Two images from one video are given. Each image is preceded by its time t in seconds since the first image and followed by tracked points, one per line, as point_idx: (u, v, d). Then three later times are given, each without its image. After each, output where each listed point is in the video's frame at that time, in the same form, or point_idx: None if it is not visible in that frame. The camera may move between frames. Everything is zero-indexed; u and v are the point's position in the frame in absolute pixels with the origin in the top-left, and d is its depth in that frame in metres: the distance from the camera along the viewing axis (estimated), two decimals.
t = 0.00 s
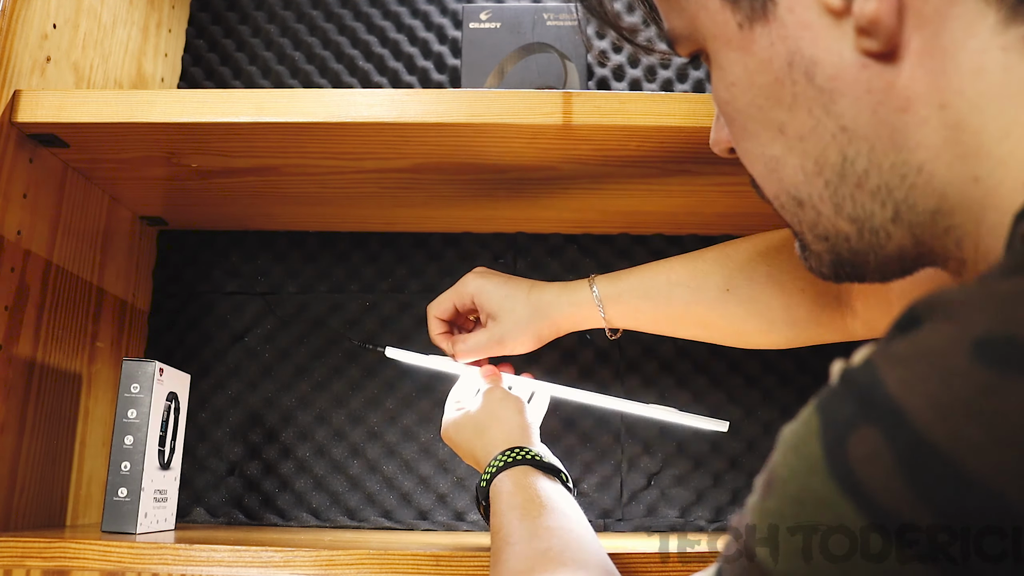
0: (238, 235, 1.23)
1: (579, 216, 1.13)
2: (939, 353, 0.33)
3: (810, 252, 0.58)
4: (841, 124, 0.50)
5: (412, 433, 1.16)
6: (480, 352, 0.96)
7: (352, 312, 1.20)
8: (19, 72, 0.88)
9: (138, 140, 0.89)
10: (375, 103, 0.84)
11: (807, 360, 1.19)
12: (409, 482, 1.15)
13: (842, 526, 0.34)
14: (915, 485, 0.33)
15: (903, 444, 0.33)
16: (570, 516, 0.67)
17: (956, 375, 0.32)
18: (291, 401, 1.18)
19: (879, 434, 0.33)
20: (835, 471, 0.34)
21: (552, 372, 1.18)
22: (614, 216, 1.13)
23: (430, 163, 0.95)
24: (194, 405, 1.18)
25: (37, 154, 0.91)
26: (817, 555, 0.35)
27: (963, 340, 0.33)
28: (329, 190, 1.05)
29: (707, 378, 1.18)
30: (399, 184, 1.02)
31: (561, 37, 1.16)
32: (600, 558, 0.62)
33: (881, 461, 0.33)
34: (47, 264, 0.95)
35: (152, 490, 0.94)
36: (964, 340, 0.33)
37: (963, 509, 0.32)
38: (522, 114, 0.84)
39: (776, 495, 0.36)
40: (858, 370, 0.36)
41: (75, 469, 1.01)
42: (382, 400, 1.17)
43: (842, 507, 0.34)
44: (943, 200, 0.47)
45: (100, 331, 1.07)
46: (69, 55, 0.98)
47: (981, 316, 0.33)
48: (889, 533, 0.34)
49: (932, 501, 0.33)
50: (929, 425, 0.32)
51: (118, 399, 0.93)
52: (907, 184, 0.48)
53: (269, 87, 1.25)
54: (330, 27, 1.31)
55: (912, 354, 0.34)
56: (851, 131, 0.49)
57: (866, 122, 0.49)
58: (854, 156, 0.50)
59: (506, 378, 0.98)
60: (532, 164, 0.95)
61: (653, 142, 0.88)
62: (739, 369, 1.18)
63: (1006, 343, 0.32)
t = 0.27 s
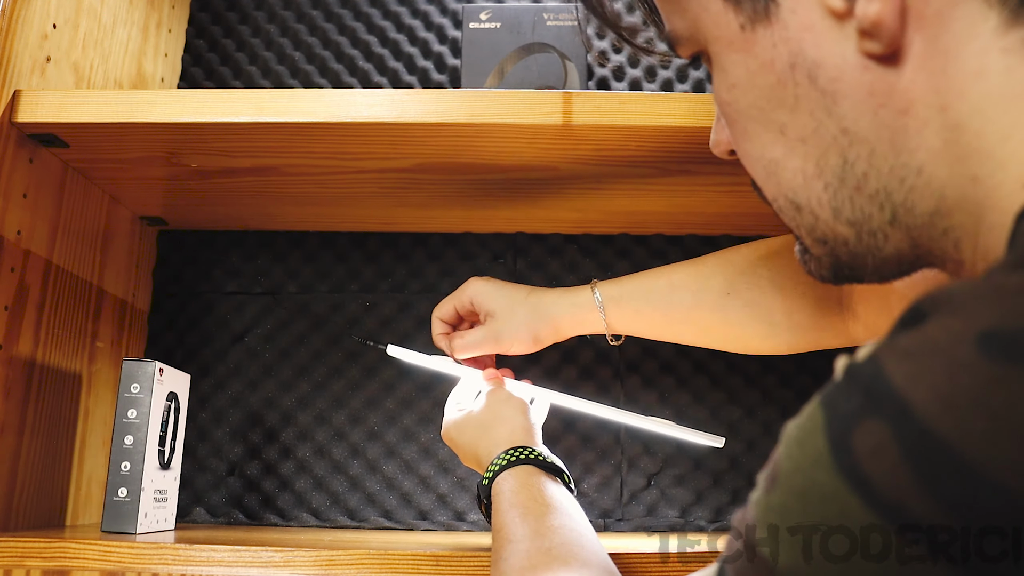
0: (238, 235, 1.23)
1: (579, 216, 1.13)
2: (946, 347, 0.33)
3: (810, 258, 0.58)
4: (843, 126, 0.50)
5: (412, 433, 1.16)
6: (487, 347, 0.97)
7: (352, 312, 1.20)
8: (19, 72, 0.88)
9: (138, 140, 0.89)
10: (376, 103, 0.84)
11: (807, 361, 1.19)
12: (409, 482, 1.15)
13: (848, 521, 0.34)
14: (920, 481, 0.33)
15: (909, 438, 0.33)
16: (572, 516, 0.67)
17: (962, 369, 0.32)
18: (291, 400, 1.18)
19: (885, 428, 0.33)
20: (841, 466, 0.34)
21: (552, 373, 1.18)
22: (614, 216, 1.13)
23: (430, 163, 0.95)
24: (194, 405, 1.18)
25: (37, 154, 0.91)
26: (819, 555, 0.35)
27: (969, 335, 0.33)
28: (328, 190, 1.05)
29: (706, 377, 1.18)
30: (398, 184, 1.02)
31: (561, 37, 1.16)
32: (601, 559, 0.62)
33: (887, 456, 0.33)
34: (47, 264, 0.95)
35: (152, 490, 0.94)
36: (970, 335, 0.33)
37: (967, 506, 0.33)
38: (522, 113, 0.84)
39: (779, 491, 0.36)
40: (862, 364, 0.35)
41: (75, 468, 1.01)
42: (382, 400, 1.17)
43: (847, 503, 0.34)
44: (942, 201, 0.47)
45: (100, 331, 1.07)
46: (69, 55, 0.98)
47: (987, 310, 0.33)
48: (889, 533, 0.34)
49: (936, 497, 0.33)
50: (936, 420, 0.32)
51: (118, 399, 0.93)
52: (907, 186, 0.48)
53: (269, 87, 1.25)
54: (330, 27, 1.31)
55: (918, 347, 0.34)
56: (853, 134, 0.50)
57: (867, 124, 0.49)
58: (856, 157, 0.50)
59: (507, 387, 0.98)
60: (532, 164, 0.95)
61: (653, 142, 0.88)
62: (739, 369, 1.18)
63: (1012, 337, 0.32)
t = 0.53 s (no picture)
0: (238, 235, 1.23)
1: (579, 216, 1.13)
2: (944, 348, 0.33)
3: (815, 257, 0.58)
4: (839, 125, 0.49)
5: (412, 433, 1.16)
6: (503, 330, 0.97)
7: (352, 312, 1.20)
8: (19, 72, 0.88)
9: (138, 140, 0.89)
10: (375, 103, 0.84)
11: (807, 361, 1.19)
12: (409, 483, 1.14)
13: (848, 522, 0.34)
14: (919, 482, 0.33)
15: (907, 439, 0.33)
16: (572, 516, 0.67)
17: (960, 370, 0.32)
18: (291, 401, 1.18)
19: (882, 429, 0.33)
20: (839, 467, 0.34)
21: (552, 372, 1.17)
22: (614, 216, 1.13)
23: (429, 163, 0.95)
24: (194, 405, 1.18)
25: (37, 154, 0.91)
26: (819, 556, 0.35)
27: (968, 336, 0.33)
28: (328, 190, 1.05)
29: (706, 376, 1.18)
30: (398, 184, 1.02)
31: (561, 36, 1.16)
32: (601, 558, 0.62)
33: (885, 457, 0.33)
34: (47, 264, 0.95)
35: (152, 490, 0.94)
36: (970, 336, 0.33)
37: (967, 509, 0.33)
38: (522, 113, 0.84)
39: (778, 491, 0.36)
40: (862, 365, 0.35)
41: (75, 468, 1.01)
42: (382, 400, 1.17)
43: (845, 504, 0.34)
44: (942, 198, 0.45)
45: (100, 331, 1.07)
46: (69, 55, 0.98)
47: (988, 311, 0.33)
48: (888, 533, 0.34)
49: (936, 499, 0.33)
50: (934, 421, 0.32)
51: (118, 399, 0.93)
52: (905, 184, 0.47)
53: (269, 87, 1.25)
54: (330, 27, 1.31)
55: (917, 348, 0.34)
56: (849, 132, 0.48)
57: (863, 123, 0.47)
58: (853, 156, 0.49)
59: (507, 389, 0.98)
60: (532, 164, 0.95)
61: (653, 142, 0.88)
62: (739, 369, 1.18)
63: (1010, 337, 0.32)
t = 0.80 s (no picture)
0: (238, 235, 1.23)
1: (579, 216, 1.13)
2: (937, 339, 0.32)
3: (839, 203, 0.60)
4: (860, 69, 0.50)
5: (412, 434, 1.16)
6: (491, 344, 0.98)
7: (352, 312, 1.20)
8: (19, 72, 0.88)
9: (138, 140, 0.89)
10: (375, 103, 0.84)
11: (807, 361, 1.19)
12: (409, 483, 1.14)
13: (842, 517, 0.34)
14: (911, 477, 0.32)
15: (899, 433, 0.32)
16: (572, 513, 0.67)
17: (953, 361, 0.32)
18: (291, 401, 1.18)
19: (873, 421, 0.33)
20: (828, 459, 0.34)
21: (552, 373, 1.18)
22: (614, 216, 1.13)
23: (429, 163, 0.95)
24: (194, 405, 1.18)
25: (37, 154, 0.91)
26: (818, 556, 0.35)
27: (960, 323, 0.32)
28: (328, 190, 1.05)
29: (706, 376, 1.18)
30: (398, 184, 1.02)
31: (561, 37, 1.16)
32: (602, 552, 0.62)
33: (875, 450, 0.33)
34: (47, 264, 0.95)
35: (152, 490, 0.94)
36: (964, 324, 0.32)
37: (959, 504, 0.32)
38: (521, 113, 0.84)
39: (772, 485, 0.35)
40: (855, 354, 0.35)
41: (75, 469, 1.01)
42: (382, 400, 1.17)
43: (836, 498, 0.33)
44: (963, 151, 0.46)
45: (100, 331, 1.07)
46: (69, 55, 0.98)
47: (981, 298, 0.32)
48: (889, 536, 0.34)
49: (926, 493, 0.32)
50: (925, 415, 0.32)
51: (118, 399, 0.93)
52: (926, 133, 0.48)
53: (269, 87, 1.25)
54: (330, 27, 1.31)
55: (910, 338, 0.33)
56: (870, 76, 0.49)
57: (884, 67, 0.48)
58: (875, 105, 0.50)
59: (507, 389, 0.98)
60: (532, 164, 0.95)
61: (653, 142, 0.88)
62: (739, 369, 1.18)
63: (1006, 327, 0.31)
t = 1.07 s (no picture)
0: (238, 235, 1.23)
1: (578, 216, 1.13)
2: (943, 334, 0.33)
3: (844, 200, 0.60)
4: (864, 64, 0.49)
5: (412, 434, 1.16)
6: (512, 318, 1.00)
7: (352, 312, 1.20)
8: (19, 72, 0.88)
9: (138, 140, 0.89)
10: (375, 103, 0.84)
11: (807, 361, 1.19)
12: (409, 483, 1.14)
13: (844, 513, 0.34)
14: (916, 474, 0.33)
15: (904, 427, 0.33)
16: (571, 512, 0.67)
17: (959, 355, 0.32)
18: (290, 401, 1.18)
19: (879, 416, 0.33)
20: (832, 455, 0.34)
21: (552, 373, 1.18)
22: (614, 216, 1.13)
23: (429, 163, 0.95)
24: (194, 405, 1.18)
25: (37, 154, 0.91)
26: (818, 554, 0.35)
27: (968, 318, 0.33)
28: (328, 190, 1.05)
29: (706, 376, 1.18)
30: (398, 184, 1.02)
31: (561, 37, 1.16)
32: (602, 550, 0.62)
33: (881, 443, 0.33)
34: (47, 264, 0.95)
35: (152, 490, 0.94)
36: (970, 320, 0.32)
37: (962, 501, 0.33)
38: (522, 114, 0.84)
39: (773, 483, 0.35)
40: (861, 349, 0.35)
41: (75, 469, 1.01)
42: (382, 400, 1.17)
43: (839, 493, 0.33)
44: (967, 145, 0.46)
45: (100, 331, 1.07)
46: (69, 55, 0.98)
47: (987, 294, 0.33)
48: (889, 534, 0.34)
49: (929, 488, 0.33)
50: (932, 411, 0.32)
51: (118, 399, 0.93)
52: (930, 128, 0.48)
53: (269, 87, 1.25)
54: (330, 27, 1.31)
55: (915, 332, 0.34)
56: (874, 72, 0.49)
57: (887, 63, 0.48)
58: (879, 102, 0.50)
59: (506, 390, 0.98)
60: (533, 164, 0.95)
61: (653, 142, 0.88)
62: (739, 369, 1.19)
63: (1013, 323, 0.32)
